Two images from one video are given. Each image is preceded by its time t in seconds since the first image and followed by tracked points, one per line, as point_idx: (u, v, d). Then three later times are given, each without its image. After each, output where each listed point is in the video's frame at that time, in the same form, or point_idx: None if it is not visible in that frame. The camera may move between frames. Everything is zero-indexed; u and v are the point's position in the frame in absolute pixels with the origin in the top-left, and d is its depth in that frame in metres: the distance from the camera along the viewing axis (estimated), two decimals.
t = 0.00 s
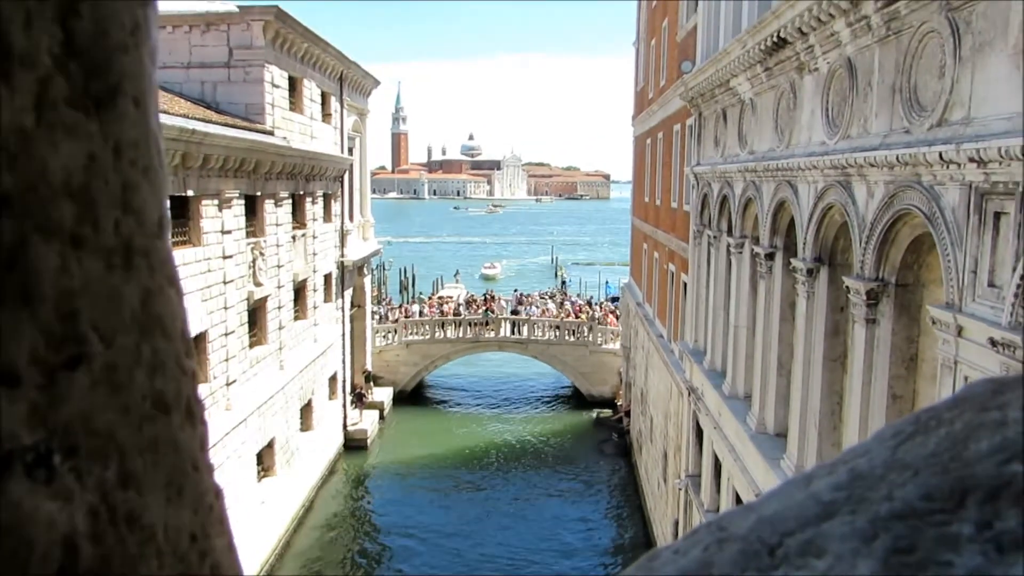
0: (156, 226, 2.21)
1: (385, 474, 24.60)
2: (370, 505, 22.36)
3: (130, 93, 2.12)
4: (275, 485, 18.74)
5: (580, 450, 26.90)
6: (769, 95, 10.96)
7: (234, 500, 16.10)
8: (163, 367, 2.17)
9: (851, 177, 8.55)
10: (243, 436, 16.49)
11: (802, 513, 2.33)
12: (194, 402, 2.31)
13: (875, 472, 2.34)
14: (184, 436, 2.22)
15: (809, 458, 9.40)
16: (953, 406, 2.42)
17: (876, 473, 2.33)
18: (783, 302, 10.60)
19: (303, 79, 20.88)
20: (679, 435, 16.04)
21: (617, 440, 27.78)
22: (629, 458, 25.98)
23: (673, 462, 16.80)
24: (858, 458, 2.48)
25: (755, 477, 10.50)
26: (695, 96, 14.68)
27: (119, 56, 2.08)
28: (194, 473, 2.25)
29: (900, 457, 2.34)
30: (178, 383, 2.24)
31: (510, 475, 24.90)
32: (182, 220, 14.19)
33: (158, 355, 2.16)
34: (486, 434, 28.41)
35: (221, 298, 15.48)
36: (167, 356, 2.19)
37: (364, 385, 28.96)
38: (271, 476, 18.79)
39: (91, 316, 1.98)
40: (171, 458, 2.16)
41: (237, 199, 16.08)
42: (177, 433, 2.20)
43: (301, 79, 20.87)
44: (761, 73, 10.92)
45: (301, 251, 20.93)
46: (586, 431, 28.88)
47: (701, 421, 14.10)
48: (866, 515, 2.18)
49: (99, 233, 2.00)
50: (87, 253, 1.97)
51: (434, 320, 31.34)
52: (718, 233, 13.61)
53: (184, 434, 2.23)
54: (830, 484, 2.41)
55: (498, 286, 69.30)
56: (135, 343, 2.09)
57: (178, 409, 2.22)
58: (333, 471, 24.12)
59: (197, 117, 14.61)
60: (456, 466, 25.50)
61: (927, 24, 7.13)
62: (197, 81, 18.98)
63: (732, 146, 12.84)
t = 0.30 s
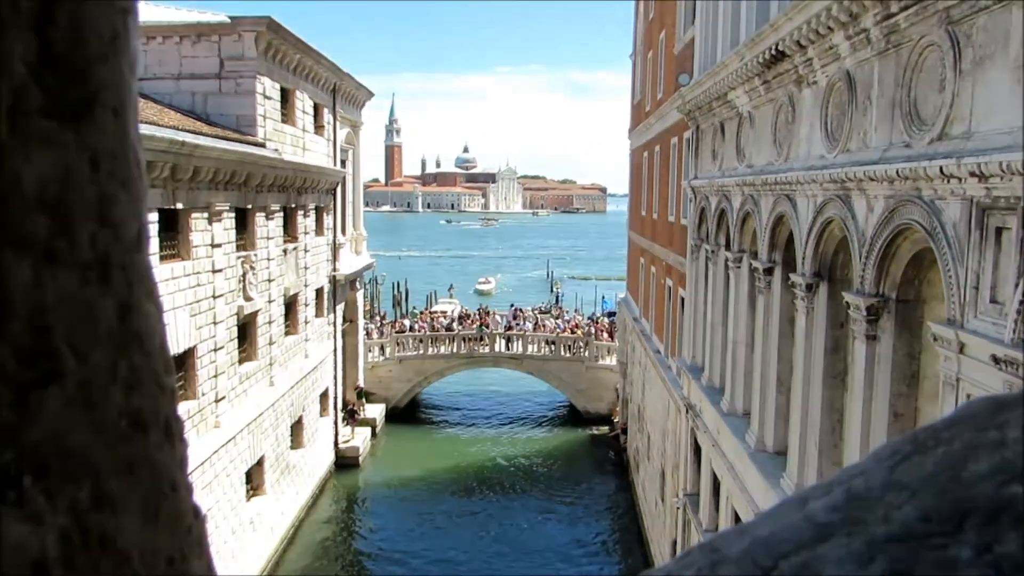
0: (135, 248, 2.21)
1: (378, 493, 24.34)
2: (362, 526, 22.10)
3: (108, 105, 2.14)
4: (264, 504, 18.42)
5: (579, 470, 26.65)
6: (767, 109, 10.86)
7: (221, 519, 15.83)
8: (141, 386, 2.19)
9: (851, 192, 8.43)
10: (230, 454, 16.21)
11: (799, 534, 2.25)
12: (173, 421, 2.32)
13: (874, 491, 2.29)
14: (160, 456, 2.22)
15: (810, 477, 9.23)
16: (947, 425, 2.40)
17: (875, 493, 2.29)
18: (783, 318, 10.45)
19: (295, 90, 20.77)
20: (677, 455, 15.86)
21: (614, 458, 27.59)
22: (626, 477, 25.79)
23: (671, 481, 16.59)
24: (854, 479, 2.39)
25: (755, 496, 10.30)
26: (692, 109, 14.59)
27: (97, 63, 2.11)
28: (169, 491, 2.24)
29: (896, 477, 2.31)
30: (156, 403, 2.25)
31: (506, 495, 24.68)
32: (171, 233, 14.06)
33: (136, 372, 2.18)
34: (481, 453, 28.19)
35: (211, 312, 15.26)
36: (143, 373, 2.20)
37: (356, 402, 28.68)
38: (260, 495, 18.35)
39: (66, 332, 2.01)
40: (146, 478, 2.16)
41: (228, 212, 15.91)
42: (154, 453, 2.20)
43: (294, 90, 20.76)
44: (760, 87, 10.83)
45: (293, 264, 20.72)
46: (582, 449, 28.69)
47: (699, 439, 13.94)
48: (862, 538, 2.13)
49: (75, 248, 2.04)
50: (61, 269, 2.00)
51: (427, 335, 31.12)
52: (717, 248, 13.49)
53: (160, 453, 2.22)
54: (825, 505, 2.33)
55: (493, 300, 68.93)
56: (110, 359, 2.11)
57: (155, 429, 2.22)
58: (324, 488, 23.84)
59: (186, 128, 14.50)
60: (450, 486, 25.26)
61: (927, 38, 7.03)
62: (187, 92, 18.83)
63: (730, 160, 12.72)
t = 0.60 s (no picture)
0: (117, 257, 1.92)
1: (367, 519, 23.56)
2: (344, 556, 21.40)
3: (89, 109, 1.84)
4: (241, 531, 17.68)
5: (579, 490, 25.70)
6: (788, 102, 10.17)
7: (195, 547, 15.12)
8: (121, 402, 1.89)
9: (878, 193, 7.76)
10: (205, 476, 15.57)
11: (811, 563, 1.82)
12: (155, 439, 2.02)
13: (893, 519, 1.88)
14: (142, 478, 1.92)
15: (835, 501, 8.50)
16: (975, 445, 2.04)
17: (894, 520, 1.88)
18: (805, 329, 9.73)
19: (277, 82, 20.14)
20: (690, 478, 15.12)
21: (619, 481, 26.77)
22: (626, 502, 24.92)
23: (684, 507, 15.81)
24: (871, 505, 2.00)
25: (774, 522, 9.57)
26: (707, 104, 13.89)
27: (74, 42, 1.81)
28: (153, 519, 1.95)
29: (917, 503, 1.91)
30: (137, 420, 1.95)
31: (501, 520, 23.80)
32: (143, 236, 13.39)
33: (115, 389, 1.88)
34: (471, 472, 27.23)
35: (184, 321, 14.56)
36: (123, 391, 1.91)
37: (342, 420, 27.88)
38: (238, 521, 17.77)
39: (45, 346, 1.72)
40: (127, 502, 1.87)
41: (204, 213, 15.23)
42: (135, 474, 1.90)
43: (275, 82, 20.09)
44: (780, 80, 10.15)
45: (273, 269, 19.97)
46: (576, 468, 27.81)
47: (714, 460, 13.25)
48: (881, 566, 1.73)
49: (54, 258, 1.74)
50: (40, 282, 1.71)
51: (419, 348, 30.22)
52: (732, 253, 12.77)
53: (141, 475, 1.93)
54: (841, 532, 1.91)
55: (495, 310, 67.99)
56: (90, 375, 1.81)
57: (136, 448, 1.92)
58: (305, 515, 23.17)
59: (158, 121, 13.87)
60: (442, 509, 24.47)
61: (960, 26, 6.39)
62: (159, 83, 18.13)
63: (747, 159, 12.01)
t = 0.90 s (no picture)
0: (73, 247, 1.58)
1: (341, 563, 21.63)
2: None
3: (42, 102, 1.52)
4: None
5: (580, 545, 23.59)
6: (816, 89, 9.23)
7: None
8: (74, 416, 1.54)
9: (917, 191, 6.83)
10: (153, 512, 14.42)
11: None
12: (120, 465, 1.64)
13: (915, 545, 1.75)
14: (101, 509, 1.55)
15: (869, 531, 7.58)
16: (998, 465, 1.92)
17: (915, 547, 1.75)
18: (837, 343, 8.77)
19: (238, 65, 18.59)
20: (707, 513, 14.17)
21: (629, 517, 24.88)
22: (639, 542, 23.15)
23: (701, 544, 14.77)
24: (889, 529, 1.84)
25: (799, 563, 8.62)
26: (725, 91, 12.79)
27: (29, 29, 1.51)
28: (111, 555, 1.56)
29: (941, 528, 1.78)
30: (98, 438, 1.59)
31: (494, 563, 22.12)
32: (87, 240, 12.36)
33: (70, 404, 1.54)
34: (458, 507, 25.74)
35: (133, 336, 13.43)
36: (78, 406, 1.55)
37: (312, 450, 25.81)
38: (191, 564, 16.37)
39: None
40: (79, 535, 1.50)
41: (155, 214, 14.10)
42: (90, 504, 1.54)
43: (237, 65, 18.56)
44: (806, 63, 9.22)
45: (233, 278, 18.30)
46: (571, 501, 26.45)
47: (734, 493, 12.26)
48: None
49: None
50: None
51: (399, 368, 27.79)
52: (754, 259, 11.78)
53: (100, 504, 1.55)
54: (857, 558, 1.78)
55: (489, 317, 66.38)
56: (35, 388, 1.48)
57: (92, 471, 1.55)
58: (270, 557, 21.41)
59: (101, 109, 12.90)
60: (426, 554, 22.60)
61: (1007, 5, 5.57)
62: (104, 66, 16.67)
63: (770, 152, 11.03)
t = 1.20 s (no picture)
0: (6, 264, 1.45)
1: None
2: None
3: None
4: None
5: None
6: (853, 65, 8.29)
7: None
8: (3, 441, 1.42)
9: (969, 182, 5.91)
10: (93, 556, 12.37)
11: None
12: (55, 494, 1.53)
13: None
14: (34, 541, 1.45)
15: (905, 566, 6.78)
16: None
17: None
18: (878, 357, 7.85)
19: (192, 39, 15.79)
20: (731, 552, 13.17)
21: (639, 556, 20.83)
22: None
23: None
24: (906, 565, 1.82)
25: None
26: (749, 68, 11.75)
27: None
28: None
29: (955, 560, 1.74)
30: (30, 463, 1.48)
31: None
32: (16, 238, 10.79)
33: None
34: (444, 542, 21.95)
35: (69, 350, 11.72)
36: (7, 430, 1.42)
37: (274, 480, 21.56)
38: None
39: None
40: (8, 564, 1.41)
41: (96, 210, 12.33)
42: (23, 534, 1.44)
43: (190, 39, 15.75)
44: (841, 37, 8.27)
45: (186, 283, 15.76)
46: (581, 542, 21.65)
47: (761, 529, 11.19)
48: None
49: None
50: None
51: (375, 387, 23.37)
52: (784, 259, 10.80)
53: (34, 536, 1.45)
54: None
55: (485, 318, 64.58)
56: None
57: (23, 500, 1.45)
58: None
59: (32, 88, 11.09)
60: None
61: None
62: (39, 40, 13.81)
63: (801, 139, 10.01)
